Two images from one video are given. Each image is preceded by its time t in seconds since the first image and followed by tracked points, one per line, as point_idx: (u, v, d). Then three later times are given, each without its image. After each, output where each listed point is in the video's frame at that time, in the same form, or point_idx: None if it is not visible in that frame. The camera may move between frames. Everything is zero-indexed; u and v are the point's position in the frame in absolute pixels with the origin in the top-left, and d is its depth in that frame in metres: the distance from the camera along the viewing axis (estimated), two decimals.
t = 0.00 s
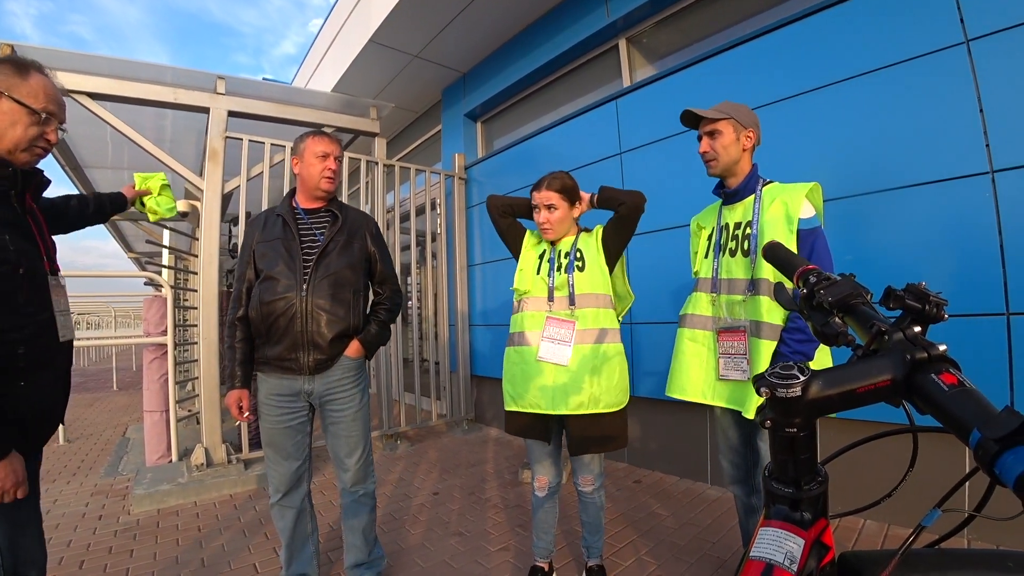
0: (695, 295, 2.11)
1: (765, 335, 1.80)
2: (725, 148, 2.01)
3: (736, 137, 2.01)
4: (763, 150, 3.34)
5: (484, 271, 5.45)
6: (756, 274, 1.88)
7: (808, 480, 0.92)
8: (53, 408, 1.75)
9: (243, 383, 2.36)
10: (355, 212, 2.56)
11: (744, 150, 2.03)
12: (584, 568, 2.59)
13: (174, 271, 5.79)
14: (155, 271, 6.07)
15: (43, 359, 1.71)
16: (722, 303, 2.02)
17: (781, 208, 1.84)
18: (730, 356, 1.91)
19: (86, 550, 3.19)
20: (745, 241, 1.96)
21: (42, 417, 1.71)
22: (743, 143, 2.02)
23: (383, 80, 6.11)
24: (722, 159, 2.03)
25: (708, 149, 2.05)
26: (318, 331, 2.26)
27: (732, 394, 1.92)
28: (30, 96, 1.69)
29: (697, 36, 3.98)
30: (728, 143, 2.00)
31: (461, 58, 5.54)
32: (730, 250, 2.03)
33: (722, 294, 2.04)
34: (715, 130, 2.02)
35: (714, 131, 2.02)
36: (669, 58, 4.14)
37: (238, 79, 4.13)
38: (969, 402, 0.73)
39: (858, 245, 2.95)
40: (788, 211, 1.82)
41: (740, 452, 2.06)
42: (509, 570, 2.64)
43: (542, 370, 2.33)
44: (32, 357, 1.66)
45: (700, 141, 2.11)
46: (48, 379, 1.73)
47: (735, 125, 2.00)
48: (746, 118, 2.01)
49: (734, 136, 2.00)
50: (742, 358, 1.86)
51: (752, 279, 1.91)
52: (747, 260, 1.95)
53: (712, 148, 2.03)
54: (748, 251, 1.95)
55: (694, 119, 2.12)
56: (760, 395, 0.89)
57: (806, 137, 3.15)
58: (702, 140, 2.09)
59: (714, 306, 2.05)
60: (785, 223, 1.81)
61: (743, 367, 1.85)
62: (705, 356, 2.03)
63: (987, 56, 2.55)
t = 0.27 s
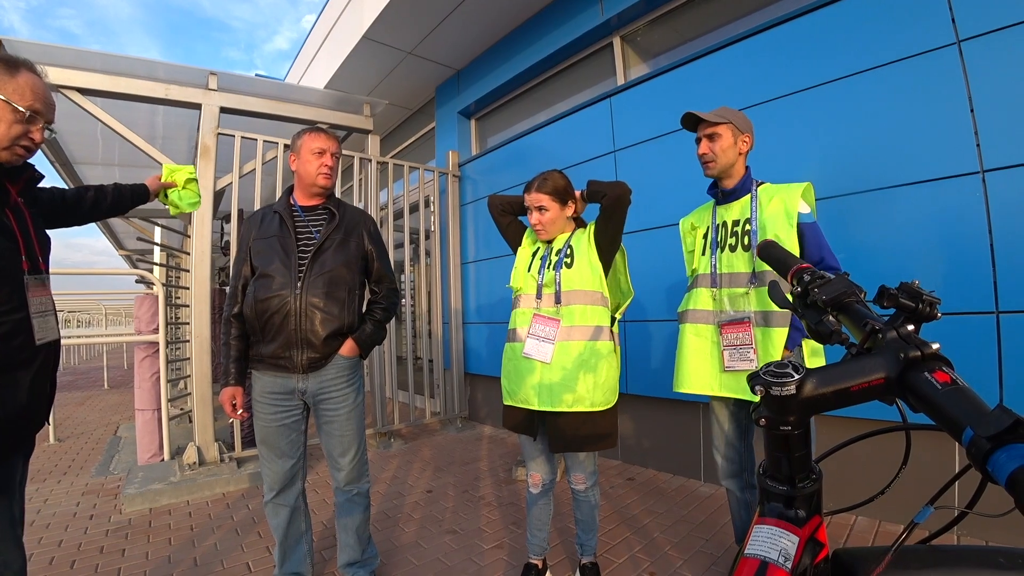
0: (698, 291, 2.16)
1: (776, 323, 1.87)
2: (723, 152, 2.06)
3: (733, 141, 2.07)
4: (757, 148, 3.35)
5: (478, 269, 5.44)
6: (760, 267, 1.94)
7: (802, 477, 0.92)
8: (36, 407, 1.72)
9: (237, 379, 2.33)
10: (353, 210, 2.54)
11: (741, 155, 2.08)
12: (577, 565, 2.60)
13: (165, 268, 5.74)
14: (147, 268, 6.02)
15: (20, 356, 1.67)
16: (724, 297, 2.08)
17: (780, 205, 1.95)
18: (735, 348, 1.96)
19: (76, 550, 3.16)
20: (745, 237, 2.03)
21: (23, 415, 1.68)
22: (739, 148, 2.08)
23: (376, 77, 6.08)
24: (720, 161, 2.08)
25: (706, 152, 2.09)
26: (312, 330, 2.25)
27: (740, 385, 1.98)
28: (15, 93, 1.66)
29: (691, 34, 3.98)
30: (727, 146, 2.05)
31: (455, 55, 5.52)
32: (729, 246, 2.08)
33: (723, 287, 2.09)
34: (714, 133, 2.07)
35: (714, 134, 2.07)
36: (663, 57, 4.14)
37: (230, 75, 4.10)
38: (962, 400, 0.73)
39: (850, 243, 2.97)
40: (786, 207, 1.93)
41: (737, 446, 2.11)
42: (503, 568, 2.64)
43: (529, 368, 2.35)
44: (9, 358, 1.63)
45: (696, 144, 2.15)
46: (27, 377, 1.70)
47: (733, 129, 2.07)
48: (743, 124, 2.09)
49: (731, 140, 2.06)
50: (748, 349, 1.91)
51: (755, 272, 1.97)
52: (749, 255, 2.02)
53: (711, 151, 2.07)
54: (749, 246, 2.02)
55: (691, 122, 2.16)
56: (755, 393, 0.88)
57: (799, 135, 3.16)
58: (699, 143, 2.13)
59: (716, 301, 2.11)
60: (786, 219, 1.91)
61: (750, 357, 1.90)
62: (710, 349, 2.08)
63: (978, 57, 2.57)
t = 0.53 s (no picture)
0: (707, 282, 2.14)
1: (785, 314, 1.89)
2: (732, 145, 2.10)
3: (742, 136, 2.11)
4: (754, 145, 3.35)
5: (475, 266, 5.43)
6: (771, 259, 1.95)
7: (803, 472, 0.92)
8: (32, 406, 1.71)
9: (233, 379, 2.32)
10: (351, 207, 2.53)
11: (748, 151, 2.13)
12: (576, 562, 2.60)
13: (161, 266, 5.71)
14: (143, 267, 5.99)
15: (15, 355, 1.66)
16: (730, 289, 2.07)
17: (790, 198, 1.98)
18: (743, 340, 1.97)
19: (74, 549, 3.15)
20: (754, 229, 2.04)
21: (19, 413, 1.66)
22: (747, 144, 2.13)
23: (373, 74, 6.05)
24: (728, 155, 2.12)
25: (714, 145, 2.13)
26: (309, 328, 2.24)
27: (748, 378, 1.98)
28: (9, 89, 1.65)
29: (688, 31, 3.98)
30: (735, 142, 2.09)
31: (451, 53, 5.50)
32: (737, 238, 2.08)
33: (730, 279, 2.08)
34: (724, 127, 2.11)
35: (723, 128, 2.11)
36: (660, 54, 4.14)
37: (226, 73, 4.07)
38: (963, 394, 0.73)
39: (847, 239, 2.97)
40: (796, 201, 1.96)
41: (741, 445, 2.14)
42: (502, 564, 2.65)
43: (528, 365, 2.35)
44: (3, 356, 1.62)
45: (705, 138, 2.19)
46: (22, 376, 1.68)
47: (743, 125, 2.11)
48: (751, 122, 2.13)
49: (740, 135, 2.10)
50: (757, 341, 1.93)
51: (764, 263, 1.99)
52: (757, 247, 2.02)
53: (719, 145, 2.11)
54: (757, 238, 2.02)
55: (701, 116, 2.20)
56: (757, 387, 0.88)
57: (797, 132, 3.16)
58: (708, 137, 2.18)
59: (721, 293, 2.11)
60: (796, 212, 1.94)
61: (759, 349, 1.91)
62: (716, 342, 2.09)
63: (974, 54, 2.58)
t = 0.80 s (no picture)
0: (734, 274, 2.12)
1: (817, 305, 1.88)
2: (756, 137, 2.12)
3: (766, 128, 2.13)
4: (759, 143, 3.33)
5: (479, 264, 5.43)
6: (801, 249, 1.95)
7: (812, 471, 0.92)
8: (48, 402, 1.71)
9: (238, 376, 2.33)
10: (355, 203, 2.53)
11: (772, 142, 2.15)
12: (579, 559, 2.60)
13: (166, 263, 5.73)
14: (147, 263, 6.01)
15: (34, 352, 1.67)
16: (759, 282, 2.05)
17: (818, 190, 2.01)
18: (773, 335, 1.92)
19: (79, 544, 3.17)
20: (781, 220, 2.04)
21: (39, 409, 1.68)
22: (770, 135, 2.15)
23: (376, 71, 6.04)
24: (752, 146, 2.13)
25: (737, 137, 2.15)
26: (314, 326, 2.24)
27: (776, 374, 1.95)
28: (24, 88, 1.65)
29: (692, 28, 3.96)
30: (759, 133, 2.11)
31: (455, 50, 5.49)
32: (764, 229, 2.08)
33: (757, 271, 2.07)
34: (748, 118, 2.12)
35: (747, 119, 2.13)
36: (664, 51, 4.12)
37: (229, 70, 4.07)
38: (976, 393, 0.73)
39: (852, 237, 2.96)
40: (824, 193, 1.99)
41: (756, 446, 2.13)
42: (505, 562, 2.65)
43: (535, 361, 2.35)
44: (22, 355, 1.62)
45: (727, 129, 2.21)
46: (40, 374, 1.69)
47: (767, 117, 2.13)
48: (775, 113, 2.15)
49: (764, 127, 2.12)
50: (789, 335, 1.88)
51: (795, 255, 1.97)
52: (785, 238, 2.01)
53: (742, 136, 2.13)
54: (786, 229, 2.02)
55: (725, 105, 2.19)
56: (766, 386, 0.88)
57: (802, 130, 3.14)
58: (731, 128, 2.19)
59: (749, 286, 2.09)
60: (823, 204, 1.98)
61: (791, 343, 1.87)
62: (743, 336, 2.06)
63: (980, 51, 2.55)
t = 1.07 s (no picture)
0: (758, 270, 2.12)
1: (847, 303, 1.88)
2: (784, 129, 2.11)
3: (794, 120, 2.12)
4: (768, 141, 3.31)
5: (486, 262, 5.43)
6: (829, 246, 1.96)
7: (822, 471, 0.92)
8: (68, 398, 1.73)
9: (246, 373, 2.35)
10: (363, 201, 2.54)
11: (800, 135, 2.14)
12: (586, 558, 2.61)
13: (175, 261, 5.78)
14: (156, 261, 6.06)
15: (59, 350, 1.70)
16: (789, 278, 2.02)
17: (848, 188, 2.02)
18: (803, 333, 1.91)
19: (91, 538, 3.21)
20: (810, 216, 2.04)
21: (63, 403, 1.71)
22: (799, 128, 2.14)
23: (384, 69, 6.06)
24: (779, 138, 2.12)
25: (765, 128, 2.14)
26: (323, 324, 2.25)
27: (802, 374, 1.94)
28: (45, 92, 1.68)
29: (701, 25, 3.93)
30: (787, 125, 2.11)
31: (462, 48, 5.49)
32: (792, 225, 2.08)
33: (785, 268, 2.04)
34: (777, 109, 2.12)
35: (776, 111, 2.12)
36: (672, 49, 4.10)
37: (238, 69, 4.10)
38: (991, 394, 0.73)
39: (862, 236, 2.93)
40: (854, 191, 2.01)
41: (774, 447, 2.13)
42: (512, 560, 2.66)
43: (543, 360, 2.35)
44: (48, 353, 1.65)
45: (754, 121, 2.20)
46: (62, 371, 1.71)
47: (795, 109, 2.12)
48: (804, 106, 2.15)
49: (792, 118, 2.11)
50: (820, 335, 1.87)
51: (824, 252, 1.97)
52: (814, 234, 2.02)
53: (771, 128, 2.12)
54: (815, 225, 2.03)
55: (754, 96, 2.18)
56: (777, 385, 0.88)
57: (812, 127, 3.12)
58: (758, 120, 2.18)
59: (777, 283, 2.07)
60: (851, 202, 2.00)
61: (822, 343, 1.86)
62: (770, 335, 2.05)
63: (993, 48, 2.51)
